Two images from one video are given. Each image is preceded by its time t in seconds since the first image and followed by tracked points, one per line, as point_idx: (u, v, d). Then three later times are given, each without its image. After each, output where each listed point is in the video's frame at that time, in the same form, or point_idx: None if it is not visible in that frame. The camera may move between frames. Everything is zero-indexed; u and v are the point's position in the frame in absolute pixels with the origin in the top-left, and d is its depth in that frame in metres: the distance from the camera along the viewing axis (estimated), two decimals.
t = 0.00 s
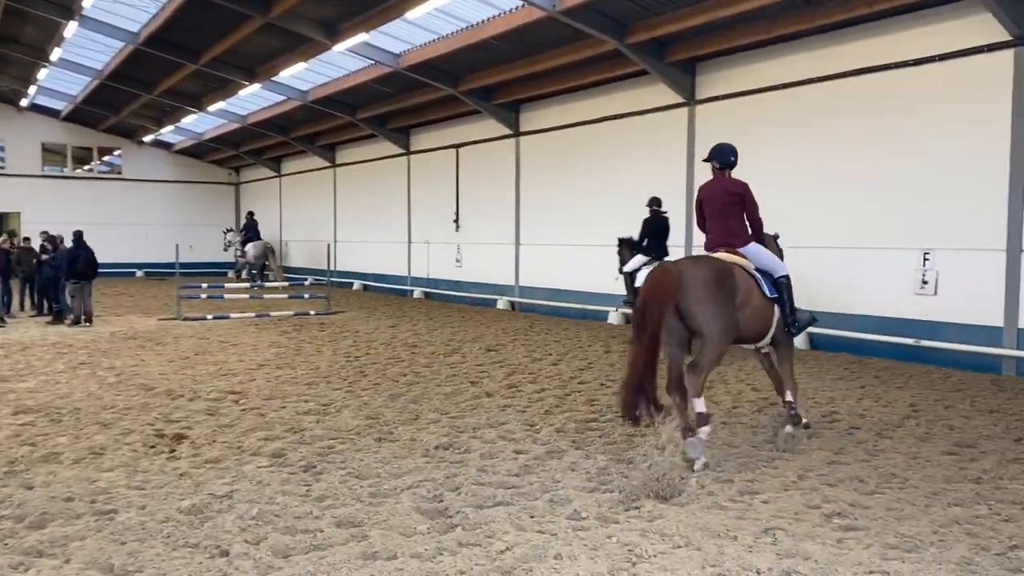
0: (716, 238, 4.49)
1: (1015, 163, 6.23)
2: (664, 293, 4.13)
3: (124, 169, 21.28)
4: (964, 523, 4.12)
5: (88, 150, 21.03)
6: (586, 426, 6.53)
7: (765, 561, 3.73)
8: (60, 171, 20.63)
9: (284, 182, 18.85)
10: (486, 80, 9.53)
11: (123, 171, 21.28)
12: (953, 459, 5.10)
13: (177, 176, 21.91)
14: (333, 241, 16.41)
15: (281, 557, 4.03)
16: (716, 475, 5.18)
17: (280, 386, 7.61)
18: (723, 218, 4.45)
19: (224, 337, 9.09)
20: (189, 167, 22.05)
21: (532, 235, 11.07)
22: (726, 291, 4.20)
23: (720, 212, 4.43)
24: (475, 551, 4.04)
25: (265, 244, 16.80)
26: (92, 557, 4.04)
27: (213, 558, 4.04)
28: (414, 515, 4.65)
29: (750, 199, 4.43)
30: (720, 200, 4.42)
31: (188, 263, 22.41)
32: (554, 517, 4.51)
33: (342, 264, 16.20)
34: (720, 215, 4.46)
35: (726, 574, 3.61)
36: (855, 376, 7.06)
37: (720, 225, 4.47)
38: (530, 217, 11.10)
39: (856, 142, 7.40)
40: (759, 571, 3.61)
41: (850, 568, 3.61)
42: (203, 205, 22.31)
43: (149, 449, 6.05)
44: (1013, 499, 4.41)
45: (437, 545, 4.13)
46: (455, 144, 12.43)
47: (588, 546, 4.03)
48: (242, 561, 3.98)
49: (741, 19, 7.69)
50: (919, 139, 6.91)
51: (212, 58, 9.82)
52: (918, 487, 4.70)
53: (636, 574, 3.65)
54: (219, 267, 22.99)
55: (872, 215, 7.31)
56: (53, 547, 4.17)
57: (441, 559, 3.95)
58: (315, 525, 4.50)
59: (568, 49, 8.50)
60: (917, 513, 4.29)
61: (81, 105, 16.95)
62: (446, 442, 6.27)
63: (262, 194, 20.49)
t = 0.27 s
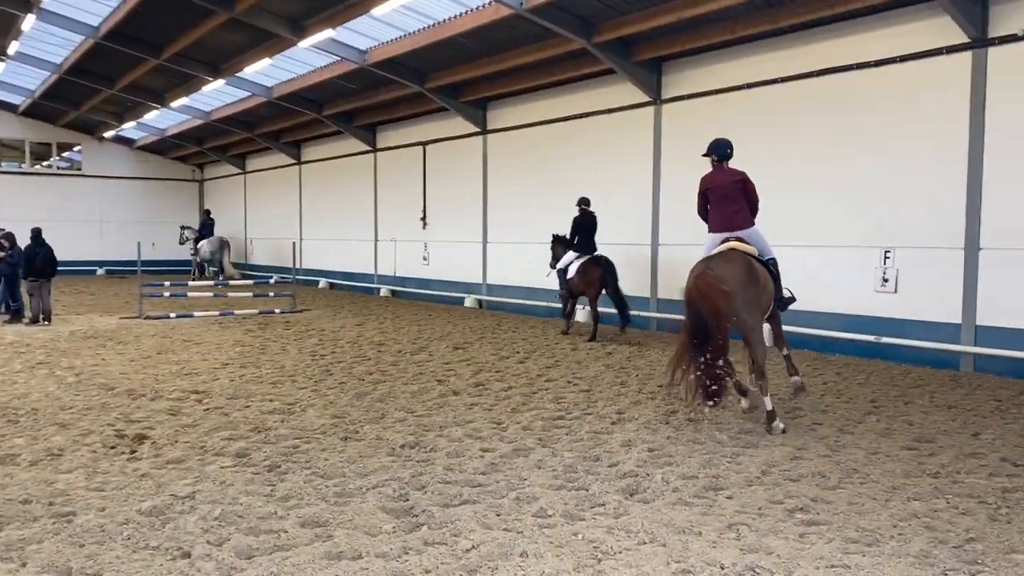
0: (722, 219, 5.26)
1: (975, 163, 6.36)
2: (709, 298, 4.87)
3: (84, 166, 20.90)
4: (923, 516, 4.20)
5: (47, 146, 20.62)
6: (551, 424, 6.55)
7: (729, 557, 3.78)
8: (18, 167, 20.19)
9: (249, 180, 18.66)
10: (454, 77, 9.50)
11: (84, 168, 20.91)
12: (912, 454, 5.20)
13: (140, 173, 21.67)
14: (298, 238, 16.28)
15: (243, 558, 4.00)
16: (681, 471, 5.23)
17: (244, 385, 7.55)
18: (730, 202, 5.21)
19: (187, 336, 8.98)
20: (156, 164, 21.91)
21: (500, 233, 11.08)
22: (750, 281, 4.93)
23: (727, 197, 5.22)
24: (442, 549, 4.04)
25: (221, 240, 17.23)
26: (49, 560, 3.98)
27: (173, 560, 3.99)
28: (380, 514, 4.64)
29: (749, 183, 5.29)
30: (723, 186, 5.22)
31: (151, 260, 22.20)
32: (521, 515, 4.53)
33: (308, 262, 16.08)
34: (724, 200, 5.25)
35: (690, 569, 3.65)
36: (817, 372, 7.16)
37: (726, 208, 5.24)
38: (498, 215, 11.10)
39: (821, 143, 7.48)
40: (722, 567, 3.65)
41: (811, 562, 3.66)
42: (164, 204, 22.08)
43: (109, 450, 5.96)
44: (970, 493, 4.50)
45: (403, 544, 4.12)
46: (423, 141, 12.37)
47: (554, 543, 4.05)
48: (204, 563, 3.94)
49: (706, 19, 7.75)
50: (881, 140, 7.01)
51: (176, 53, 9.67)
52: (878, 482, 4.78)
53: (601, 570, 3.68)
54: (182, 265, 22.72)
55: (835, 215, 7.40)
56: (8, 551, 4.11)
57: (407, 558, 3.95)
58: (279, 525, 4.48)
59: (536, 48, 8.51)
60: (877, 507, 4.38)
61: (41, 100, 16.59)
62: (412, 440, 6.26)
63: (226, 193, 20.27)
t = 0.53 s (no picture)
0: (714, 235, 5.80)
1: (953, 164, 6.43)
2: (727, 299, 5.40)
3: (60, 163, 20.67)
4: (899, 512, 4.25)
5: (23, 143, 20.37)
6: (532, 423, 6.56)
7: (708, 554, 3.81)
8: None
9: (227, 177, 18.52)
10: (435, 75, 9.47)
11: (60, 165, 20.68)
12: (889, 451, 5.26)
13: (117, 171, 21.47)
14: (278, 236, 16.16)
15: (221, 559, 3.98)
16: (660, 470, 5.26)
17: (222, 384, 7.50)
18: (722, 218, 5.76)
19: (165, 335, 8.90)
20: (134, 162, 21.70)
21: (481, 231, 11.06)
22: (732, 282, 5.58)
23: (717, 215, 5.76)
24: (422, 548, 4.04)
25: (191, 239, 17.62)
26: (25, 562, 3.94)
27: (150, 562, 3.96)
28: (360, 514, 4.63)
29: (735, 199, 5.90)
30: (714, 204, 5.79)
31: (128, 258, 21.98)
32: (501, 514, 4.53)
33: (287, 260, 15.97)
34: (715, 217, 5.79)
35: (669, 567, 3.67)
36: (797, 370, 7.22)
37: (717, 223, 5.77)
38: (479, 213, 11.09)
39: (801, 143, 7.52)
40: (701, 564, 3.68)
41: (789, 559, 3.70)
42: (140, 202, 21.85)
43: (85, 451, 5.90)
44: (946, 489, 4.56)
45: (383, 544, 4.12)
46: (403, 139, 12.31)
47: (534, 542, 4.06)
48: (181, 563, 3.92)
49: (686, 18, 7.78)
50: (861, 140, 7.06)
51: (153, 50, 9.58)
52: (855, 479, 4.83)
53: (580, 569, 3.69)
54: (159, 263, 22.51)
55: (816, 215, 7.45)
56: None
57: (388, 557, 3.94)
58: (258, 525, 4.46)
59: (516, 46, 8.50)
60: (855, 504, 4.43)
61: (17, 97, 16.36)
62: (392, 439, 6.24)
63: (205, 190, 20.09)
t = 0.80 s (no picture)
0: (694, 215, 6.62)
1: (945, 164, 6.47)
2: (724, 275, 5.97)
3: (51, 161, 20.57)
4: (891, 511, 4.28)
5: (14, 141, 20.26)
6: (525, 422, 6.57)
7: (700, 553, 3.82)
8: None
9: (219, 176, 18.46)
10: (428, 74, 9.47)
11: (52, 163, 20.58)
12: (880, 450, 5.29)
13: (109, 168, 21.36)
14: (270, 235, 16.12)
15: (214, 558, 3.98)
16: (653, 469, 5.27)
17: (214, 383, 7.48)
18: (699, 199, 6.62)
19: (157, 334, 8.87)
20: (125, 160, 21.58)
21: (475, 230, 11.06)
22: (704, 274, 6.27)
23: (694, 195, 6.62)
24: (415, 547, 4.05)
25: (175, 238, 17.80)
26: (15, 561, 3.92)
27: (141, 561, 3.95)
28: (353, 513, 4.64)
29: (710, 183, 6.77)
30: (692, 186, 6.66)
31: (120, 257, 21.89)
32: (494, 513, 4.54)
33: (280, 259, 15.93)
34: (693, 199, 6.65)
35: (662, 566, 3.68)
36: (789, 370, 7.25)
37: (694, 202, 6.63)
38: (472, 212, 11.09)
39: (794, 143, 7.54)
40: (693, 563, 3.70)
41: (782, 558, 3.72)
42: (132, 200, 21.74)
43: (76, 450, 5.88)
44: (937, 488, 4.59)
45: (376, 543, 4.12)
46: (396, 139, 12.30)
47: (527, 541, 4.07)
48: (173, 563, 3.91)
49: (678, 18, 7.80)
50: (854, 141, 7.09)
51: (145, 47, 9.54)
52: (847, 478, 4.86)
53: (573, 568, 3.70)
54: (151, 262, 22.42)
55: (809, 215, 7.47)
56: None
57: (381, 556, 3.95)
58: (250, 524, 4.45)
59: (509, 46, 8.51)
60: (846, 503, 4.45)
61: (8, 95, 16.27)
62: (384, 438, 6.24)
63: (198, 189, 20.02)
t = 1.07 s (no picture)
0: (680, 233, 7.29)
1: (951, 164, 6.47)
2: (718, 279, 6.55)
3: (55, 160, 20.55)
4: (895, 512, 4.29)
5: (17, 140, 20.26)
6: (528, 422, 6.59)
7: (704, 553, 3.84)
8: None
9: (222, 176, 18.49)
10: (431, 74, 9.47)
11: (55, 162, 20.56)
12: (884, 451, 5.31)
13: (113, 168, 21.38)
14: (273, 235, 16.13)
15: (218, 557, 3.99)
16: (657, 469, 5.29)
17: (217, 383, 7.49)
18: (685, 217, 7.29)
19: (161, 333, 8.88)
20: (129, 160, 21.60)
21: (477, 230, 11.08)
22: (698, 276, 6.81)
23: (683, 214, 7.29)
24: (419, 547, 4.06)
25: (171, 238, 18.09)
26: (20, 560, 3.93)
27: (147, 560, 3.97)
28: (357, 512, 4.65)
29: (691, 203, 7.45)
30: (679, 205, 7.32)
31: (122, 256, 21.90)
32: (498, 513, 4.56)
33: (283, 259, 15.94)
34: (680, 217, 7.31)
35: (666, 567, 3.70)
36: (792, 371, 7.27)
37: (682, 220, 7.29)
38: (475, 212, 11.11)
39: (800, 142, 7.55)
40: (697, 564, 3.71)
41: (785, 558, 3.73)
42: (135, 200, 21.76)
43: (81, 449, 5.89)
44: (940, 489, 4.60)
45: (380, 543, 4.13)
46: (400, 139, 12.32)
47: (531, 541, 4.08)
48: (178, 562, 3.92)
49: (682, 19, 7.81)
50: (860, 140, 7.09)
51: (149, 47, 9.55)
52: (850, 479, 4.87)
53: (577, 568, 3.72)
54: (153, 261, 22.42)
55: (814, 215, 7.47)
56: None
57: (385, 556, 3.96)
58: (254, 524, 4.47)
59: (512, 46, 8.52)
60: (850, 504, 4.47)
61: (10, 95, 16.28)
62: (387, 438, 6.26)
63: (201, 188, 20.04)
